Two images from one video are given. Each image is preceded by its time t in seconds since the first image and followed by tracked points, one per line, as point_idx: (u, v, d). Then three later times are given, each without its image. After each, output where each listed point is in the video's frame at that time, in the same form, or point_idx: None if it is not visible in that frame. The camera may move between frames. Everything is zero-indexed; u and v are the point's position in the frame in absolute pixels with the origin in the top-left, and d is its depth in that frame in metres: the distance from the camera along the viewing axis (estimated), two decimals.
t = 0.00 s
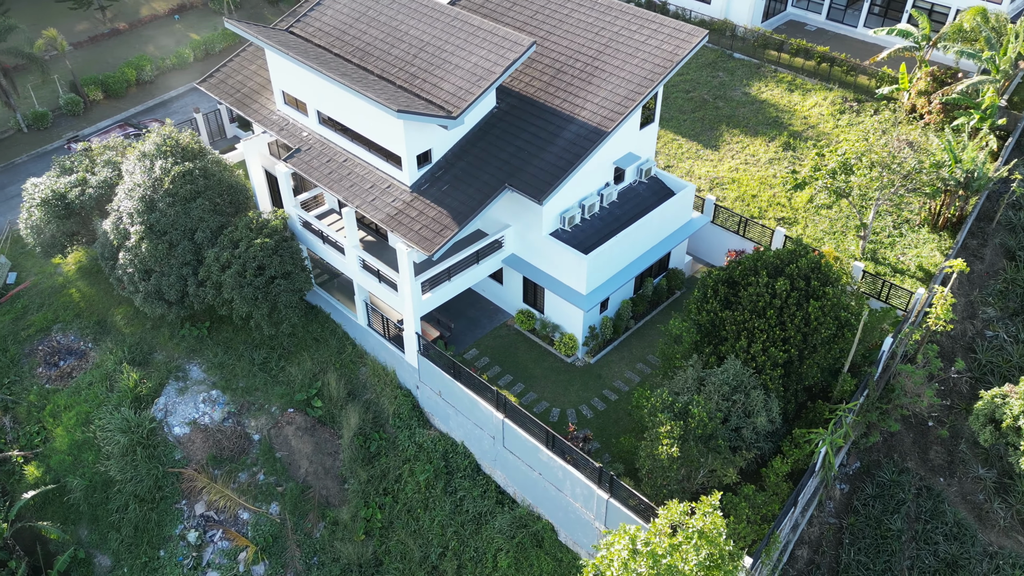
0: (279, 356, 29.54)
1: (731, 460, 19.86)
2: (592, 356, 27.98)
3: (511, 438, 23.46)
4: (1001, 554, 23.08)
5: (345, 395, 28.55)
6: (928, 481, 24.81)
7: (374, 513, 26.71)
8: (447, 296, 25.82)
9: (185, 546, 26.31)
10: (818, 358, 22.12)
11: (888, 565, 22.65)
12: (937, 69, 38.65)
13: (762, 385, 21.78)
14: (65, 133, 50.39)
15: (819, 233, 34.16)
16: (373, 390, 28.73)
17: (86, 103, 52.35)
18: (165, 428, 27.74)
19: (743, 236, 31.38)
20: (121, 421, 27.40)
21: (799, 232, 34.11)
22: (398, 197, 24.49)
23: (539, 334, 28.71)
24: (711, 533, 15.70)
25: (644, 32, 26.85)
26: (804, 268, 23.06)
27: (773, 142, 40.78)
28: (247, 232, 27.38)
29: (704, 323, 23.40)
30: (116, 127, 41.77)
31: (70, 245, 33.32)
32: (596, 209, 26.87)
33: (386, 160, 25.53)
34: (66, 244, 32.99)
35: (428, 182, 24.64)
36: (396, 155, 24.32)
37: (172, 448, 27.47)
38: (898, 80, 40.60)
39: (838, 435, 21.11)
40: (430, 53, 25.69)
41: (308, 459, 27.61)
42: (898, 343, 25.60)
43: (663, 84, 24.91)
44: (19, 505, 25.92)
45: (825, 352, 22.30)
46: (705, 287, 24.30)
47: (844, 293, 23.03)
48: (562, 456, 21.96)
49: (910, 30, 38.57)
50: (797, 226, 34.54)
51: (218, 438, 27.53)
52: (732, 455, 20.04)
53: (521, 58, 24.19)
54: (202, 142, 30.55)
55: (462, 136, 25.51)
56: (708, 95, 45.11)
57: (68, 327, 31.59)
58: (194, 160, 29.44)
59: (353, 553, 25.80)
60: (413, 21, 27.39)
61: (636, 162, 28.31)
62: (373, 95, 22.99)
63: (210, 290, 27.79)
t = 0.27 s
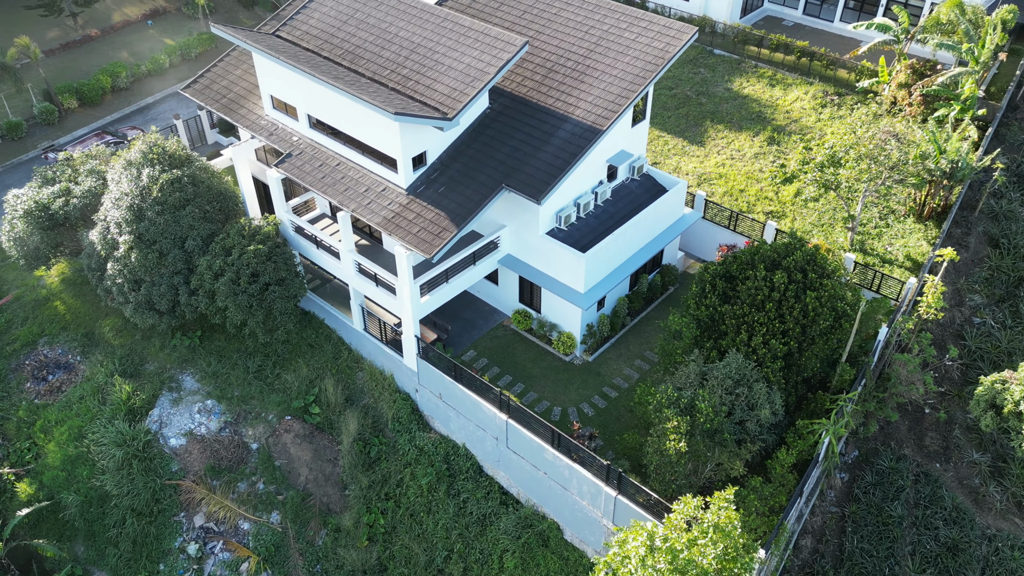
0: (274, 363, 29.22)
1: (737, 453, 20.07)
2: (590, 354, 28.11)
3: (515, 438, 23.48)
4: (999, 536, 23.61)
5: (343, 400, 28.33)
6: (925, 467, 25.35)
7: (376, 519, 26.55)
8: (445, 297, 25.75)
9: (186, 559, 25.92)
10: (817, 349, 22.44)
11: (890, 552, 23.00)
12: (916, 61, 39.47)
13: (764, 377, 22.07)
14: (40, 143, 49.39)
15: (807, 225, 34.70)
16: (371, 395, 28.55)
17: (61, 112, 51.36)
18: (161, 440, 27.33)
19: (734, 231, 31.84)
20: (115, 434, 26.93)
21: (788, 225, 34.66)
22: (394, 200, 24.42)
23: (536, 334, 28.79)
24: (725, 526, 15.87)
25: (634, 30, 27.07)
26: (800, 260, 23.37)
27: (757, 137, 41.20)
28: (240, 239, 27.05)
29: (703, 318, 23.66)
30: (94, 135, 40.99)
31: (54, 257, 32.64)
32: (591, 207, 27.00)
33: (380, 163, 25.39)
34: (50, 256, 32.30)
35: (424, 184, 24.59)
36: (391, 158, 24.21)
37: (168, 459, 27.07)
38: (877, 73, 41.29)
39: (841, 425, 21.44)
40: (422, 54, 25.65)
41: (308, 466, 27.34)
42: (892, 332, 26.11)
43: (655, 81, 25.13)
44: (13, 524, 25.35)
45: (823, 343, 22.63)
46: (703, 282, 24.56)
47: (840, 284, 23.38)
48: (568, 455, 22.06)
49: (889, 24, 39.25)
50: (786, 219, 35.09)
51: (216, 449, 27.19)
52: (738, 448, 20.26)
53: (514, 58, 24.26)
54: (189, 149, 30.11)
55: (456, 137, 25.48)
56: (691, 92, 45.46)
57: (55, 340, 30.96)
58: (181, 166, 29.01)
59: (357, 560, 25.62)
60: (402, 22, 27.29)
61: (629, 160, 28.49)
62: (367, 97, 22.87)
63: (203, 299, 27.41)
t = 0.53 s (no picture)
0: (268, 371, 28.88)
1: (742, 447, 20.39)
2: (587, 352, 28.30)
3: (519, 439, 23.58)
4: (995, 519, 24.19)
5: (341, 406, 28.10)
6: (920, 453, 25.94)
7: (379, 524, 26.39)
8: (443, 300, 25.70)
9: (186, 573, 25.52)
10: (815, 340, 22.82)
11: (891, 538, 23.40)
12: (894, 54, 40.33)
13: (764, 369, 22.40)
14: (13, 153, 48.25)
15: (795, 218, 35.36)
16: (369, 400, 28.38)
17: (34, 121, 50.23)
18: (156, 453, 26.91)
19: (723, 226, 32.26)
20: (109, 449, 26.44)
21: (776, 218, 35.18)
22: (389, 204, 24.36)
23: (533, 334, 28.91)
24: (740, 519, 16.08)
25: (622, 28, 27.37)
26: (796, 253, 23.71)
27: (741, 132, 41.60)
28: (231, 246, 26.71)
29: (701, 313, 23.96)
30: (71, 145, 40.05)
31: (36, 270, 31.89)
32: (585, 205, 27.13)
33: (373, 167, 25.27)
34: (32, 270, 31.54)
35: (419, 187, 24.56)
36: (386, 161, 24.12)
37: (164, 473, 26.66)
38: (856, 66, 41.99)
39: (842, 415, 21.80)
40: (413, 56, 25.62)
41: (307, 474, 27.07)
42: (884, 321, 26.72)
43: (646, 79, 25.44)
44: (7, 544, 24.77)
45: (820, 334, 23.00)
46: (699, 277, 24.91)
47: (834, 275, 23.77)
48: (573, 454, 22.21)
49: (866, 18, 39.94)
50: (773, 213, 35.63)
51: (213, 460, 26.82)
52: (742, 441, 20.57)
53: (506, 58, 24.38)
54: (174, 156, 29.65)
55: (449, 138, 25.49)
56: (673, 89, 45.75)
57: (41, 355, 30.27)
58: (168, 174, 28.53)
59: (361, 567, 25.44)
60: (391, 24, 27.20)
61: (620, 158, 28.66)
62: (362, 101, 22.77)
63: (195, 308, 27.02)
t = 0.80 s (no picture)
0: (262, 379, 28.52)
1: (744, 440, 20.73)
2: (584, 350, 28.47)
3: (521, 439, 23.74)
4: (989, 501, 24.81)
5: (337, 413, 27.86)
6: (914, 439, 26.73)
7: (380, 530, 26.22)
8: (439, 302, 25.64)
9: None
10: (811, 332, 23.28)
11: (890, 524, 23.83)
12: (870, 48, 41.29)
13: (764, 362, 22.74)
14: None
15: (782, 212, 35.90)
16: (365, 405, 28.18)
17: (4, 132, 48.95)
18: (151, 466, 26.48)
19: (712, 221, 32.64)
20: (102, 464, 25.92)
21: (763, 212, 35.65)
22: (383, 207, 24.30)
23: (529, 334, 28.99)
24: (751, 512, 16.40)
25: (609, 27, 27.67)
26: (789, 247, 24.13)
27: (723, 127, 42.00)
28: (222, 254, 26.35)
29: (699, 308, 24.29)
30: (44, 156, 38.67)
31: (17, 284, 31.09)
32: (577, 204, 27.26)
33: (365, 170, 25.14)
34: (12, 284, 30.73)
35: (413, 190, 24.52)
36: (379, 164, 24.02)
37: (160, 486, 26.24)
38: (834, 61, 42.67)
39: (841, 405, 22.20)
40: (402, 58, 25.59)
41: (306, 483, 26.79)
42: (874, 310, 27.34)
43: (636, 77, 25.75)
44: None
45: (816, 325, 23.45)
46: (694, 273, 25.26)
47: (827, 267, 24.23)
48: (577, 452, 22.36)
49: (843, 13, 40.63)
50: (760, 207, 36.11)
51: (209, 471, 26.44)
52: (745, 434, 20.92)
53: (497, 58, 24.50)
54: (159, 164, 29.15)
55: (440, 140, 25.47)
56: (654, 86, 46.02)
57: (25, 371, 29.52)
58: (154, 182, 28.02)
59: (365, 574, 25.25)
60: (378, 27, 27.10)
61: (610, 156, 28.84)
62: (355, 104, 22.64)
63: (187, 318, 26.62)
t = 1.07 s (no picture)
0: (256, 388, 28.18)
1: (747, 433, 21.04)
2: (580, 349, 28.63)
3: (524, 439, 23.88)
4: (982, 485, 25.42)
5: (334, 419, 27.63)
6: (907, 426, 27.28)
7: (382, 536, 26.06)
8: (436, 305, 25.57)
9: None
10: (807, 324, 23.82)
11: (888, 510, 24.23)
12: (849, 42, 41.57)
13: (762, 355, 23.16)
14: None
15: (767, 205, 36.23)
16: (362, 411, 27.99)
17: None
18: (146, 480, 26.06)
19: (700, 217, 32.95)
20: (96, 479, 25.46)
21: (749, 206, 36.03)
22: (378, 211, 24.22)
23: (524, 334, 29.04)
24: (763, 505, 16.65)
25: (597, 26, 27.83)
26: (783, 240, 24.57)
27: (706, 123, 42.34)
28: (213, 262, 26.00)
29: (696, 304, 24.59)
30: (18, 168, 37.35)
31: None
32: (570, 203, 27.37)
33: (358, 174, 25.02)
34: None
35: (407, 192, 24.47)
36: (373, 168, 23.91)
37: (157, 499, 25.83)
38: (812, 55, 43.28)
39: (839, 395, 22.66)
40: (392, 60, 25.50)
41: (305, 491, 26.52)
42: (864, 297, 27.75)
43: (626, 75, 25.97)
44: None
45: (811, 317, 23.93)
46: (689, 268, 25.53)
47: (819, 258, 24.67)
48: (582, 450, 22.54)
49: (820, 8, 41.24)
50: (746, 201, 36.49)
51: (206, 482, 26.09)
52: (747, 428, 21.22)
53: (489, 59, 24.58)
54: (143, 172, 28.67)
55: (432, 142, 25.43)
56: (636, 83, 46.25)
57: (10, 387, 28.78)
58: (140, 191, 27.54)
59: None
60: (365, 29, 26.96)
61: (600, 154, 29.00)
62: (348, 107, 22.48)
63: (179, 328, 26.23)
